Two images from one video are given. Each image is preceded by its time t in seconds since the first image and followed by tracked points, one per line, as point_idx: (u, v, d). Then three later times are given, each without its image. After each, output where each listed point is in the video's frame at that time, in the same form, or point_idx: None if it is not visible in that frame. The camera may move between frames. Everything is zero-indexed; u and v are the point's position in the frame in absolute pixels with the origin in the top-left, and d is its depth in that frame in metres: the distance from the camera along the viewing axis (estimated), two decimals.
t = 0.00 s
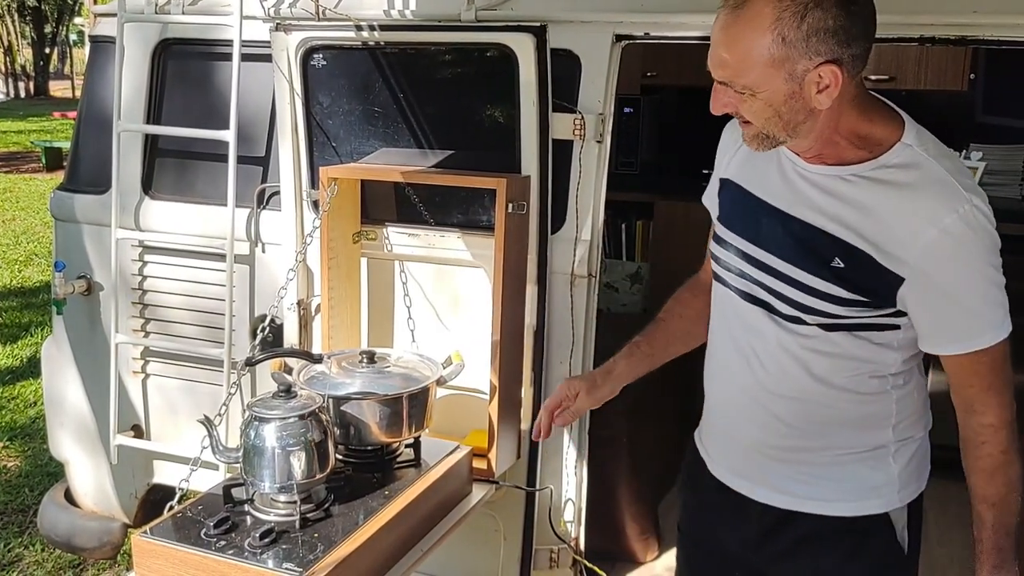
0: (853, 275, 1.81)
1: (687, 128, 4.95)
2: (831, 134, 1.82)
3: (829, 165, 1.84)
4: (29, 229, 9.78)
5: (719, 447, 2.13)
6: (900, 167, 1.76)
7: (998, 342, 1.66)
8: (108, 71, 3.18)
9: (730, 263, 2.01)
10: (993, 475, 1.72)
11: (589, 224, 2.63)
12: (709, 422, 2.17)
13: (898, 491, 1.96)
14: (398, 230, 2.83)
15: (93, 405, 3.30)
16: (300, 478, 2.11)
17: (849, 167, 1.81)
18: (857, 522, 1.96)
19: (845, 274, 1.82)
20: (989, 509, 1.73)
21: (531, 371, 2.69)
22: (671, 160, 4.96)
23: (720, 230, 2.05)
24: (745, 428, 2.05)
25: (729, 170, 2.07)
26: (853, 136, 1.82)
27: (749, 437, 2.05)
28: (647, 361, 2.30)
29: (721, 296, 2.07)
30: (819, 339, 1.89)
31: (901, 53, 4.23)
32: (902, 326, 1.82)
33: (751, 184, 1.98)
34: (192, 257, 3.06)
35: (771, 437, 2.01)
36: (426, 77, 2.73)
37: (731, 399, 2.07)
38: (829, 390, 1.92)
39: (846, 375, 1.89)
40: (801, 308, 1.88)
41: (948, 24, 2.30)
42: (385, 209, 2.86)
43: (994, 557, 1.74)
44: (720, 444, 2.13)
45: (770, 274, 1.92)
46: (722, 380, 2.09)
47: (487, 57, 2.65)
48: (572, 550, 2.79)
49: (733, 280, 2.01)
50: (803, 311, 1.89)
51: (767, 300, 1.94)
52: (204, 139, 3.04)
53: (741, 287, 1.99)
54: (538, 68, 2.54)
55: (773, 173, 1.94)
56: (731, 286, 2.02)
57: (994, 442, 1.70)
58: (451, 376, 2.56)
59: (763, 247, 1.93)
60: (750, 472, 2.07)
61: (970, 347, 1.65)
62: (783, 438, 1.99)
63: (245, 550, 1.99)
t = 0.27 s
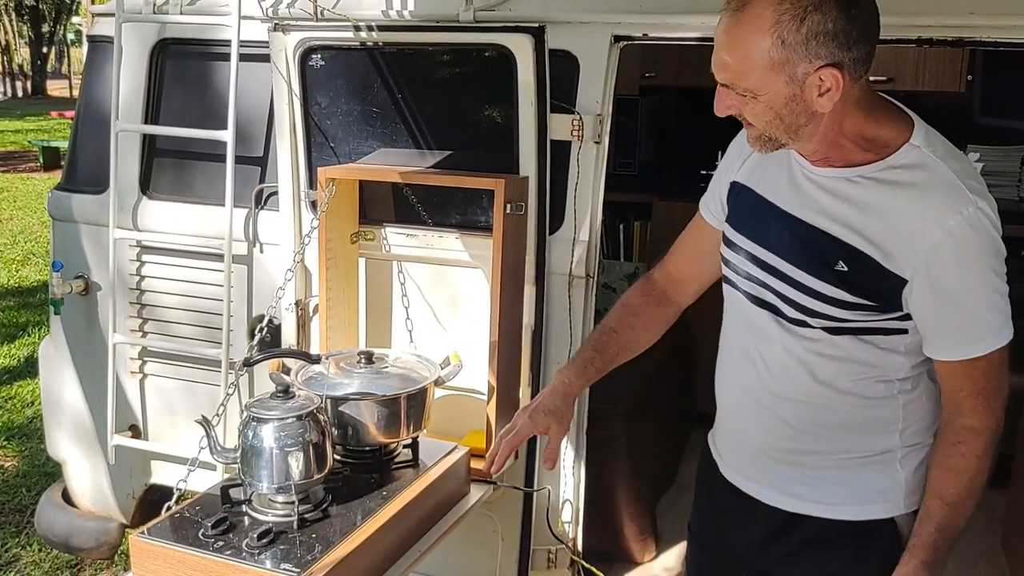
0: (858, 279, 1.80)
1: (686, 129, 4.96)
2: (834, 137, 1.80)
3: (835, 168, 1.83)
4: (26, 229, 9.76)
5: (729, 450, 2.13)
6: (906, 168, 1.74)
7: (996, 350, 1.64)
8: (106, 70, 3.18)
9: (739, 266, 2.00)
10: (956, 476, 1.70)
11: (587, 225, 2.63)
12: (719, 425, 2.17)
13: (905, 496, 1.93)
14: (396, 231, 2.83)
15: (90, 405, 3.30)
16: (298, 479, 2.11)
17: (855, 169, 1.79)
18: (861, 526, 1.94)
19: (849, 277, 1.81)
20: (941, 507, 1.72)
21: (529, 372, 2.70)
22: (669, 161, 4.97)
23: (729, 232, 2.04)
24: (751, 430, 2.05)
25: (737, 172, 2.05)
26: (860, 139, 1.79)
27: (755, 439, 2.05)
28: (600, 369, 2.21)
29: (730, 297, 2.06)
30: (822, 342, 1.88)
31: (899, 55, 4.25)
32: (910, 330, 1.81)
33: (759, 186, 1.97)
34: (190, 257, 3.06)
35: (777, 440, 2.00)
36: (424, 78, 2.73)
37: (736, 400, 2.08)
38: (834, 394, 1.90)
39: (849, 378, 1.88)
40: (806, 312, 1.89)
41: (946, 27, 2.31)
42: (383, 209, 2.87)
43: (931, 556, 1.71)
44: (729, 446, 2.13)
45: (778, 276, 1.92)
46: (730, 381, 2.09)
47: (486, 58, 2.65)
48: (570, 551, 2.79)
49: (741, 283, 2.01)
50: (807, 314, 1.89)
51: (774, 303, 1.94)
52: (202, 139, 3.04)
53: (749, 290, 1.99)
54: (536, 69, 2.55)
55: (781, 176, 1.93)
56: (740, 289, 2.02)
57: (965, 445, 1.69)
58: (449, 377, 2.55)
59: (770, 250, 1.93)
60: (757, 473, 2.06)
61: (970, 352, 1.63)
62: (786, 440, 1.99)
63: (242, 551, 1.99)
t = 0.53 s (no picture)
0: (859, 278, 1.78)
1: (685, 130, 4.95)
2: (838, 133, 1.79)
3: (838, 166, 1.82)
4: (25, 229, 9.76)
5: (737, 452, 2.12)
6: (907, 165, 1.73)
7: (999, 349, 1.61)
8: (106, 71, 3.18)
9: (744, 269, 1.99)
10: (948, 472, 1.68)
11: (586, 226, 2.63)
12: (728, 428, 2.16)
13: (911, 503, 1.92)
14: (395, 233, 2.83)
15: (89, 406, 3.30)
16: (296, 480, 2.11)
17: (857, 167, 1.79)
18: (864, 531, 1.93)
19: (851, 276, 1.79)
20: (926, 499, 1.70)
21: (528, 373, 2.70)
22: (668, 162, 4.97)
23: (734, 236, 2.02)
24: (755, 431, 2.04)
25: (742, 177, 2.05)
26: (862, 138, 1.78)
27: (759, 442, 2.04)
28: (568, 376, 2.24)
29: (736, 301, 2.06)
30: (827, 345, 1.87)
31: (897, 56, 4.26)
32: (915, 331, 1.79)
33: (762, 189, 1.96)
34: (189, 258, 3.06)
35: (785, 443, 1.98)
36: (424, 79, 2.73)
37: (741, 402, 2.07)
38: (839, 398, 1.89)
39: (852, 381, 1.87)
40: (808, 312, 1.87)
41: (945, 30, 2.32)
42: (383, 210, 2.87)
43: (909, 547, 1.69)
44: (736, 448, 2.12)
45: (781, 278, 1.90)
46: (736, 382, 2.08)
47: (486, 59, 2.65)
48: (569, 551, 2.78)
49: (747, 286, 1.99)
50: (810, 315, 1.87)
51: (778, 305, 1.93)
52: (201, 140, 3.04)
53: (752, 293, 1.98)
54: (535, 71, 2.55)
55: (785, 177, 1.93)
56: (745, 292, 2.00)
57: (962, 442, 1.67)
58: (449, 377, 2.56)
59: (774, 251, 1.91)
60: (761, 475, 2.05)
61: (970, 349, 1.62)
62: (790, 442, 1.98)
63: (241, 552, 1.99)
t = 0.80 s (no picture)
0: (861, 277, 1.78)
1: (683, 130, 4.92)
2: (842, 127, 1.79)
3: (839, 164, 1.82)
4: (22, 229, 9.74)
5: (736, 457, 2.11)
6: (908, 162, 1.74)
7: (1006, 344, 1.62)
8: (103, 70, 3.18)
9: (744, 271, 1.98)
10: (983, 485, 1.68)
11: (583, 226, 2.63)
12: (726, 432, 2.15)
13: (914, 507, 1.91)
14: (392, 232, 2.83)
15: (86, 406, 3.29)
16: (294, 480, 2.11)
17: (856, 164, 1.79)
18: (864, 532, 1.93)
19: (852, 276, 1.79)
20: (971, 519, 1.69)
21: (526, 373, 2.70)
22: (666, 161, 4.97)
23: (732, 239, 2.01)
24: (755, 435, 2.03)
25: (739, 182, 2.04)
26: (864, 134, 1.79)
27: (760, 447, 2.02)
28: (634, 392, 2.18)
29: (734, 303, 2.04)
30: (827, 347, 1.86)
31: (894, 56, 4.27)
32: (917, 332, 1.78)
33: (761, 191, 1.96)
34: (187, 257, 3.05)
35: (787, 449, 1.97)
36: (422, 79, 2.73)
37: (741, 406, 2.06)
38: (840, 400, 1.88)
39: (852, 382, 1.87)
40: (810, 313, 1.86)
41: (942, 30, 2.32)
42: (380, 210, 2.88)
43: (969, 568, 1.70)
44: (734, 452, 2.11)
45: (783, 280, 1.89)
46: (736, 385, 2.07)
47: (483, 59, 2.65)
48: (566, 551, 2.78)
49: (747, 289, 1.97)
50: (813, 315, 1.86)
51: (779, 308, 1.91)
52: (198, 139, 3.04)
53: (751, 295, 1.97)
54: (532, 70, 2.56)
55: (784, 179, 1.93)
56: (745, 295, 1.99)
57: (985, 449, 1.67)
58: (446, 377, 2.60)
59: (772, 253, 1.91)
60: (761, 480, 2.04)
61: (976, 346, 1.62)
62: (792, 447, 1.97)
63: (238, 552, 1.99)
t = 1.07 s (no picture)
0: (860, 275, 1.78)
1: (681, 131, 4.94)
2: (839, 121, 1.82)
3: (833, 161, 1.84)
4: (20, 229, 9.74)
5: (730, 461, 2.10)
6: (901, 158, 1.75)
7: (1005, 336, 1.64)
8: (100, 71, 3.18)
9: (737, 273, 1.98)
10: (991, 479, 1.70)
11: (580, 227, 2.64)
12: (718, 435, 2.14)
13: (910, 508, 1.92)
14: (389, 233, 2.83)
15: (83, 407, 3.29)
16: (291, 480, 2.11)
17: (850, 162, 1.80)
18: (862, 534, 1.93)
19: (852, 274, 1.79)
20: (979, 515, 1.72)
21: (523, 374, 2.70)
22: (663, 161, 4.98)
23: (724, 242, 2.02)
24: (750, 439, 2.02)
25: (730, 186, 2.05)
26: (857, 131, 1.82)
27: (755, 449, 2.02)
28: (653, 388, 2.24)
29: (728, 307, 2.03)
30: (825, 348, 1.85)
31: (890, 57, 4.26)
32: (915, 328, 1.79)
33: (754, 193, 1.96)
34: (184, 257, 3.06)
35: (783, 451, 1.97)
36: (419, 79, 2.73)
37: (734, 409, 2.05)
38: (837, 400, 1.88)
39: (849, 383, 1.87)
40: (812, 313, 1.85)
41: (938, 31, 2.32)
42: (376, 211, 2.88)
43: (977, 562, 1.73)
44: (728, 455, 2.10)
45: (781, 281, 1.88)
46: (729, 389, 2.06)
47: (480, 60, 2.65)
48: (563, 551, 2.79)
49: (742, 291, 1.97)
50: (812, 315, 1.85)
51: (776, 309, 1.90)
52: (195, 140, 3.04)
53: (746, 297, 1.96)
54: (529, 71, 2.54)
55: (775, 180, 1.93)
56: (740, 299, 1.98)
57: (991, 444, 1.69)
58: (444, 377, 2.63)
59: (768, 254, 1.91)
60: (756, 483, 2.04)
61: (977, 339, 1.64)
62: (788, 449, 1.96)
63: (235, 552, 1.99)
